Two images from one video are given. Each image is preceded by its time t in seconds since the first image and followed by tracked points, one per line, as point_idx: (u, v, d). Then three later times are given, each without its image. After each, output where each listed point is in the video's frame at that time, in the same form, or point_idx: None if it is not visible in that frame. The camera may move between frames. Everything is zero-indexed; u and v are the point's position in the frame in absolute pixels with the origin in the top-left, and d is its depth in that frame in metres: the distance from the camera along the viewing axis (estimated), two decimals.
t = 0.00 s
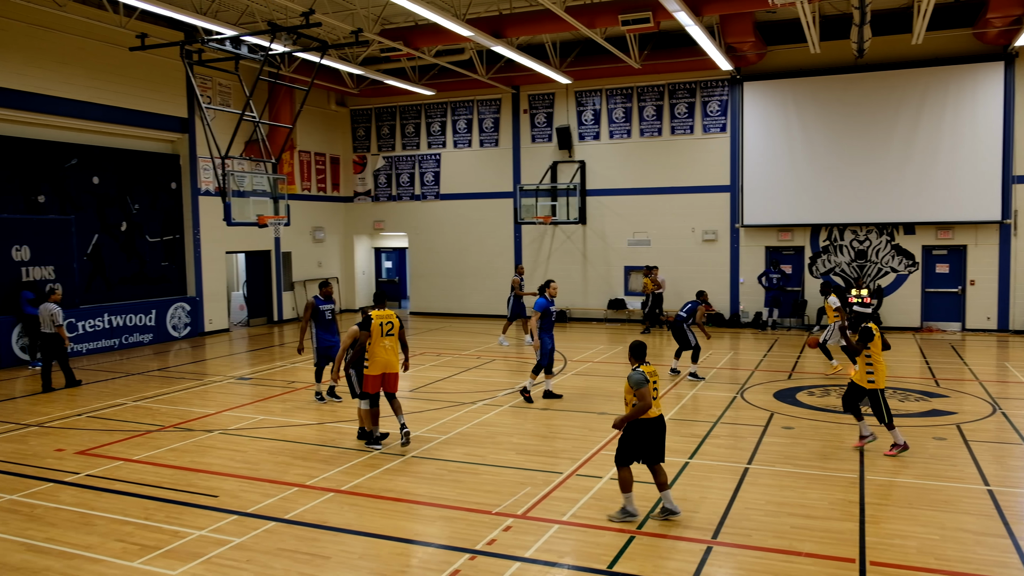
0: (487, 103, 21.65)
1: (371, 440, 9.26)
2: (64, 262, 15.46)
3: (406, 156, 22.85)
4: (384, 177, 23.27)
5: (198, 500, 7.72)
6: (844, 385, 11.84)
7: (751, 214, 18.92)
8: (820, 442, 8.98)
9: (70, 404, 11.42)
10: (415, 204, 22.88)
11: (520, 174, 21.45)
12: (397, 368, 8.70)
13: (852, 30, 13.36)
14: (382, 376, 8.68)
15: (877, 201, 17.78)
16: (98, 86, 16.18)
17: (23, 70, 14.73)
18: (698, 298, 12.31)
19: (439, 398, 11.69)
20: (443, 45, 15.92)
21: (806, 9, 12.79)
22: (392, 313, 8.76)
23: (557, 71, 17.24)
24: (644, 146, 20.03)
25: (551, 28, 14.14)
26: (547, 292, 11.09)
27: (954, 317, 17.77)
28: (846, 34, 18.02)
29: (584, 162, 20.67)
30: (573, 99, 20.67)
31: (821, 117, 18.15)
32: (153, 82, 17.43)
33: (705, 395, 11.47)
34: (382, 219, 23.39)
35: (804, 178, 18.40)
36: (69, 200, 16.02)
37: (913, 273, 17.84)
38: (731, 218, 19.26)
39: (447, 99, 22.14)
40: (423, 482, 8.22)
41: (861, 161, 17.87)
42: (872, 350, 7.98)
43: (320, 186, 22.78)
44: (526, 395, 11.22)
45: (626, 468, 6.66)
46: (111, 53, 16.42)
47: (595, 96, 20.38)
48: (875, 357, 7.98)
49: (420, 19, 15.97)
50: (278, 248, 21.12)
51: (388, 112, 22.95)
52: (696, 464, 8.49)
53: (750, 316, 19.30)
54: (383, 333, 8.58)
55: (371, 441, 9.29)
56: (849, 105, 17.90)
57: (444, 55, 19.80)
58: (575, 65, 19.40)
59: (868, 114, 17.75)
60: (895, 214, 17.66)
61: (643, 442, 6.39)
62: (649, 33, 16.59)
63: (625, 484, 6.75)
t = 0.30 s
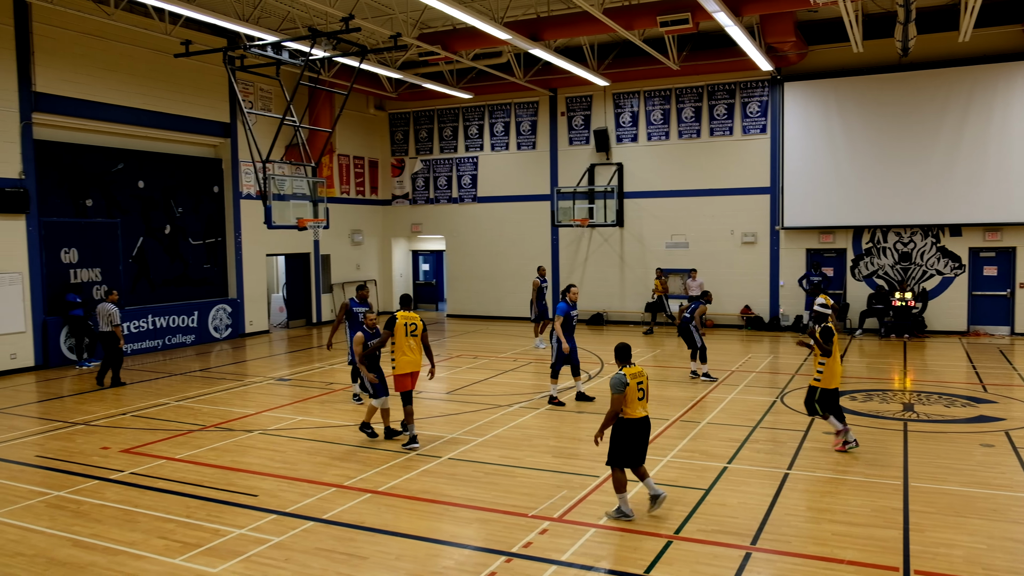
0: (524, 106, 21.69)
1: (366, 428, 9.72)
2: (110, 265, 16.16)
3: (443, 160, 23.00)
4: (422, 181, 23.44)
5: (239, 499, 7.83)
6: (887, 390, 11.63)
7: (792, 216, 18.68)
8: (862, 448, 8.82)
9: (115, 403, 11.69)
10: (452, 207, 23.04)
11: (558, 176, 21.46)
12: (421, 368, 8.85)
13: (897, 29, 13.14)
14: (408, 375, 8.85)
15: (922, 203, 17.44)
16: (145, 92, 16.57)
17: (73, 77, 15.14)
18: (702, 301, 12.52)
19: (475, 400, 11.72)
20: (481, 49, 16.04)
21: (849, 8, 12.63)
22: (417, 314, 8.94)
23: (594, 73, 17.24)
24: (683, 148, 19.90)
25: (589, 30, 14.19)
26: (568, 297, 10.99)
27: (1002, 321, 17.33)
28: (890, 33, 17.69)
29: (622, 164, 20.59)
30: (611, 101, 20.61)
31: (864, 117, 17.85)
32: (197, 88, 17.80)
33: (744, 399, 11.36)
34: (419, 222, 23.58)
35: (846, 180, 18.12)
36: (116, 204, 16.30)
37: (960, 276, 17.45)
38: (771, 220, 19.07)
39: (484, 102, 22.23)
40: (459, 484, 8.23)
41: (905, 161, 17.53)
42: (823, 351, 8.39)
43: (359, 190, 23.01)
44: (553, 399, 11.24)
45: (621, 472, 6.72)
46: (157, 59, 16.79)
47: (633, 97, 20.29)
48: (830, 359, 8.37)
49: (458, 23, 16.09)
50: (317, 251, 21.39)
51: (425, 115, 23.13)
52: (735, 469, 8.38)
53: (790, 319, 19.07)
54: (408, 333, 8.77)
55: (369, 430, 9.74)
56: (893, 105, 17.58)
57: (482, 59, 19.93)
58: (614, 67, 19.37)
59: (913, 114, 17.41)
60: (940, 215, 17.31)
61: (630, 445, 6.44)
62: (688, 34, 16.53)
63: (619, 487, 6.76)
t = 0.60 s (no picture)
0: (558, 109, 21.69)
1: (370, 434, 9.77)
2: (149, 268, 16.48)
3: (477, 163, 23.10)
4: (456, 184, 23.56)
5: (274, 500, 7.91)
6: (928, 396, 11.42)
7: (829, 219, 18.44)
8: (902, 455, 8.66)
9: (154, 404, 11.92)
10: (485, 210, 23.11)
11: (591, 180, 21.42)
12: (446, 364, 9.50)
13: (938, 28, 12.92)
14: (430, 369, 9.48)
15: (964, 206, 17.11)
16: (184, 99, 16.87)
17: (116, 84, 15.47)
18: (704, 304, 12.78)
19: (507, 404, 11.75)
20: (514, 53, 16.12)
21: (889, 8, 12.46)
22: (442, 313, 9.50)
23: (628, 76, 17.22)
24: (718, 150, 19.76)
25: (623, 33, 14.16)
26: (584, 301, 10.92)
27: None
28: (931, 32, 17.38)
29: (656, 167, 20.49)
30: (645, 104, 20.54)
31: (903, 118, 17.57)
32: (235, 94, 18.07)
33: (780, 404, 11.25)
34: (453, 225, 23.69)
35: (884, 182, 17.85)
36: (156, 208, 16.62)
37: (1003, 280, 17.06)
38: (808, 223, 18.84)
39: (518, 106, 22.28)
40: (492, 487, 8.22)
41: (946, 163, 17.22)
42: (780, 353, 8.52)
43: (393, 194, 23.21)
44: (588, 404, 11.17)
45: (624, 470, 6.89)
46: (196, 66, 17.09)
47: (667, 100, 20.20)
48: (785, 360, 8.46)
49: (491, 27, 16.15)
50: (351, 254, 21.59)
51: (459, 119, 23.26)
52: (771, 475, 8.27)
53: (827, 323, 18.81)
54: (433, 330, 9.34)
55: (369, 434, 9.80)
56: (934, 106, 17.26)
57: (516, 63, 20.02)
58: (648, 69, 19.24)
59: (955, 115, 17.08)
60: (983, 218, 16.96)
61: (626, 442, 6.72)
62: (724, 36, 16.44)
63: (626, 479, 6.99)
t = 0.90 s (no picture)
0: (592, 113, 21.69)
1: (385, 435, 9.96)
2: (189, 272, 16.79)
3: (511, 167, 23.16)
4: (490, 188, 23.65)
5: (310, 501, 7.97)
6: (972, 403, 11.18)
7: (868, 222, 18.15)
8: (945, 463, 8.48)
9: (194, 405, 12.15)
10: (519, 214, 23.17)
11: (626, 183, 21.33)
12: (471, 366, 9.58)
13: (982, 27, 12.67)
14: (457, 371, 9.63)
15: (1010, 208, 16.66)
16: (224, 106, 17.17)
17: (159, 92, 15.80)
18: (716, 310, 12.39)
19: (541, 407, 11.76)
20: (548, 57, 16.18)
21: (930, 6, 12.26)
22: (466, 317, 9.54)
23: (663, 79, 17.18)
24: (755, 153, 19.59)
25: (658, 36, 14.11)
26: (606, 302, 10.89)
27: None
28: (975, 31, 17.03)
29: (692, 170, 20.36)
30: (680, 106, 20.43)
31: (946, 119, 17.22)
32: (273, 100, 18.34)
33: (819, 410, 11.12)
34: (488, 229, 23.77)
35: (925, 183, 17.51)
36: (195, 212, 16.94)
37: None
38: (847, 225, 18.56)
39: (552, 109, 22.30)
40: (526, 491, 8.18)
41: (990, 164, 16.82)
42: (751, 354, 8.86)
43: (428, 198, 23.37)
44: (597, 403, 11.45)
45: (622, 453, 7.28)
46: (235, 74, 17.39)
47: (703, 102, 20.07)
48: (755, 359, 8.83)
49: (526, 31, 16.22)
50: (386, 258, 21.76)
51: (494, 123, 23.38)
52: (807, 482, 8.14)
53: (867, 328, 18.50)
54: (456, 335, 9.45)
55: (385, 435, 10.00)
56: (978, 106, 16.88)
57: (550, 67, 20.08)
58: (682, 73, 18.98)
59: (1000, 115, 16.67)
60: None
61: (627, 432, 7.04)
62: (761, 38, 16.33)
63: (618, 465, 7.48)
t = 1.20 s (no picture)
0: (608, 116, 21.68)
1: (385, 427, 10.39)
2: (206, 275, 16.84)
3: (527, 170, 23.19)
4: (506, 191, 23.69)
5: (322, 504, 7.91)
6: (991, 407, 11.08)
7: (886, 224, 18.06)
8: (964, 468, 8.40)
9: (210, 408, 12.18)
10: (534, 217, 23.19)
11: (642, 186, 21.31)
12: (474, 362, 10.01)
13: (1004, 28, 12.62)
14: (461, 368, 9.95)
15: None
16: (242, 110, 17.25)
17: (179, 97, 15.89)
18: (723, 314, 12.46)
19: (556, 411, 11.73)
20: (565, 60, 16.20)
21: (951, 6, 12.24)
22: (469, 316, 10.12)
23: (680, 82, 17.17)
24: (771, 156, 19.55)
25: (676, 39, 14.11)
26: (601, 307, 10.88)
27: None
28: (994, 33, 16.96)
29: (708, 172, 20.32)
30: (696, 109, 20.41)
31: (965, 121, 17.13)
32: (290, 104, 18.42)
33: (836, 414, 11.05)
34: (503, 232, 23.79)
35: (944, 186, 17.42)
36: (212, 216, 17.00)
37: None
38: (864, 228, 18.50)
39: (568, 112, 22.33)
40: (540, 494, 8.06)
41: (1010, 166, 16.71)
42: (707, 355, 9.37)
43: (444, 202, 23.41)
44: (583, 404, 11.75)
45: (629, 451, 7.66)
46: (254, 79, 17.49)
47: (719, 105, 20.06)
48: (709, 361, 9.29)
49: (543, 35, 16.29)
50: (402, 261, 21.78)
51: (509, 126, 23.40)
52: (824, 486, 8.03)
53: (884, 331, 18.40)
54: (461, 331, 9.93)
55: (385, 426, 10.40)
56: (998, 108, 16.78)
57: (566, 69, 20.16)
58: (699, 74, 19.05)
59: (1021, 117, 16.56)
60: None
61: (631, 427, 7.47)
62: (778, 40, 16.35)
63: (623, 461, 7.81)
